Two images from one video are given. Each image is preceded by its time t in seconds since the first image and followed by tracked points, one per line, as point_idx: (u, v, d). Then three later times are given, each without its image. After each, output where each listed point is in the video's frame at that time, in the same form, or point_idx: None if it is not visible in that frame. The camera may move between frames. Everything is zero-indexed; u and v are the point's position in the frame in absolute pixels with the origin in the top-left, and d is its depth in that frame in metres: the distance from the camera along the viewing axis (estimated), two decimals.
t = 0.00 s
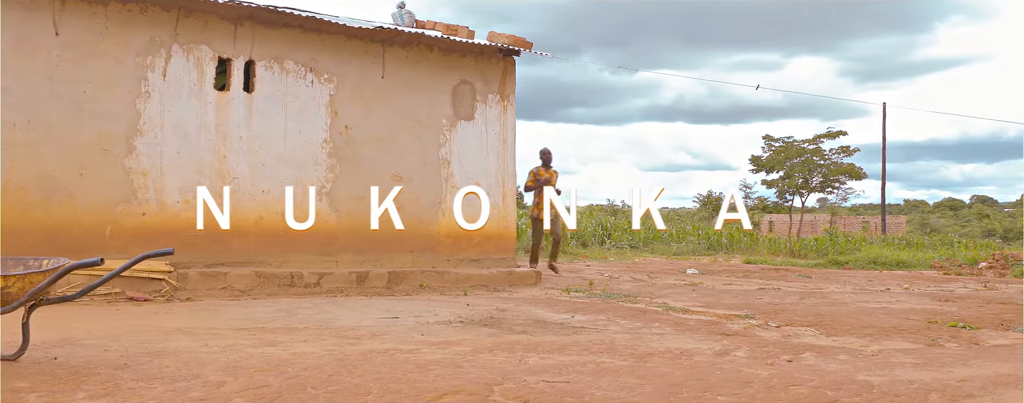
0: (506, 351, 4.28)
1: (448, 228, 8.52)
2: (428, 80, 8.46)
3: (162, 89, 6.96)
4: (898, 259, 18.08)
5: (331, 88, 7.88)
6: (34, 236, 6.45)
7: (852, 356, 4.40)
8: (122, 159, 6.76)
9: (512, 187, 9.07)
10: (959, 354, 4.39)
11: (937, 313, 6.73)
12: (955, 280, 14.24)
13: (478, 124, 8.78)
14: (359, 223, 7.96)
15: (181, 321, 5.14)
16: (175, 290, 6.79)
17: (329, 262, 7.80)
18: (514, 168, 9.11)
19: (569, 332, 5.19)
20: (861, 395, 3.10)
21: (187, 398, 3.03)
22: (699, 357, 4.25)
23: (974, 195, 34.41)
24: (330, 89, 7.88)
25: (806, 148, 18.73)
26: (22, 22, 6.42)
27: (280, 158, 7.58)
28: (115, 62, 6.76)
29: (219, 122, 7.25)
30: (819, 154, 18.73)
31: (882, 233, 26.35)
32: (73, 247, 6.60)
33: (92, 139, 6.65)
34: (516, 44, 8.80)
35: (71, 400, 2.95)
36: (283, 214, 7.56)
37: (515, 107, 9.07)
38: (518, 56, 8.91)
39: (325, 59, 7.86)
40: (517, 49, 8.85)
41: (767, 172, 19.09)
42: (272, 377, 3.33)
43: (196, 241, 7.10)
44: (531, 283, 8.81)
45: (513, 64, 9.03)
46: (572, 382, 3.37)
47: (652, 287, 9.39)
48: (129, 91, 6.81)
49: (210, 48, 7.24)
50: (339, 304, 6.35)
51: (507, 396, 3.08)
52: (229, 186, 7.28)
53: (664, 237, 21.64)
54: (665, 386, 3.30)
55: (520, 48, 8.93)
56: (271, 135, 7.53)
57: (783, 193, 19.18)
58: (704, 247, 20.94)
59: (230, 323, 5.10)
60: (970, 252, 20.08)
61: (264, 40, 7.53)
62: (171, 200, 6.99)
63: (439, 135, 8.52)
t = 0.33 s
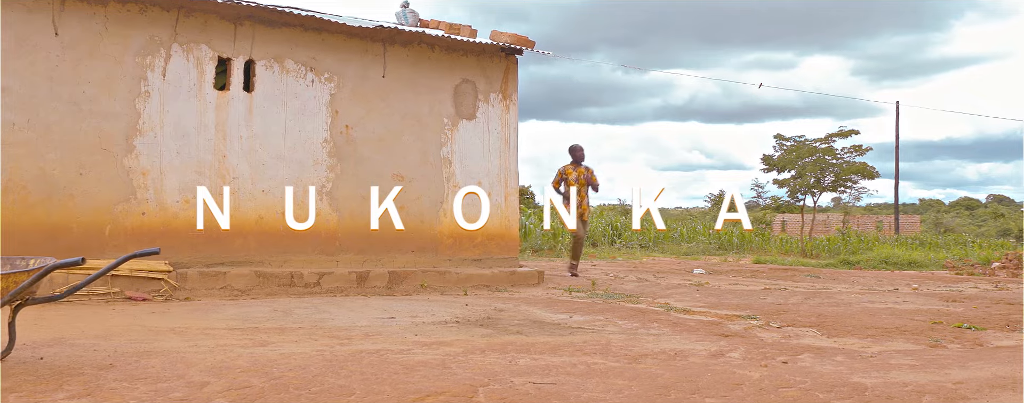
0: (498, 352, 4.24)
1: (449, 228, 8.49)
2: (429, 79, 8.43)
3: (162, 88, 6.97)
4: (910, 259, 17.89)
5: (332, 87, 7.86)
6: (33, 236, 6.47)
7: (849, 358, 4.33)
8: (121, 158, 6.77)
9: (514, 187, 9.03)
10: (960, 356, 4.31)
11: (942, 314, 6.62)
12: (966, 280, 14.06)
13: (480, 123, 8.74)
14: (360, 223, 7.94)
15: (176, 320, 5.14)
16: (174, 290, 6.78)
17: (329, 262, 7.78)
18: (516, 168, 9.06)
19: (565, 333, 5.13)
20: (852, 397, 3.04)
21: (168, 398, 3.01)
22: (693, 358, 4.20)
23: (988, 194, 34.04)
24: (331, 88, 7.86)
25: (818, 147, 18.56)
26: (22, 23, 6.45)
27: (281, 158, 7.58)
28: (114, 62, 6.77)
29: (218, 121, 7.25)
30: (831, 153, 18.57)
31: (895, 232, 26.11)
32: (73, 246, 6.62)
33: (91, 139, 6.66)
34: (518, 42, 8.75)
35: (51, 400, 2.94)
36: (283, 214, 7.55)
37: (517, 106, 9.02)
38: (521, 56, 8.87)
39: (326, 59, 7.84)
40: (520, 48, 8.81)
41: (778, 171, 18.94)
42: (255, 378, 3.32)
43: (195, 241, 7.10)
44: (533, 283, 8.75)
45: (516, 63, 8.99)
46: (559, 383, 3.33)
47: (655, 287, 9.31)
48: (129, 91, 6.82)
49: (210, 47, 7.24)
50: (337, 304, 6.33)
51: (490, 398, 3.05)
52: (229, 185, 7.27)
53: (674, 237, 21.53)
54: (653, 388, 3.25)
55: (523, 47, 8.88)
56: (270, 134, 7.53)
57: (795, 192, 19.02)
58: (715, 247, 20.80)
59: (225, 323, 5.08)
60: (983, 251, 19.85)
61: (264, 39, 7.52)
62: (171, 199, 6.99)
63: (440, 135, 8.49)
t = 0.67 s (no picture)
0: (487, 354, 4.19)
1: (449, 228, 8.44)
2: (429, 79, 8.38)
3: (159, 89, 6.97)
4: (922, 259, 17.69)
5: (331, 88, 7.83)
6: (30, 235, 6.48)
7: (844, 361, 4.26)
8: (118, 159, 6.77)
9: (515, 187, 8.97)
10: (959, 359, 4.22)
11: (947, 316, 6.52)
12: (977, 279, 14.12)
13: (480, 123, 8.69)
14: (360, 223, 7.91)
15: (167, 322, 5.12)
16: (171, 290, 6.76)
17: (328, 263, 7.74)
18: (517, 167, 9.01)
19: (558, 334, 5.06)
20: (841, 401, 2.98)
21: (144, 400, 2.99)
22: (685, 361, 4.14)
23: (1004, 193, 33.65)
24: (329, 88, 7.83)
25: (830, 147, 18.40)
26: (19, 23, 6.45)
27: (279, 158, 7.55)
28: (111, 62, 6.78)
29: (216, 121, 7.24)
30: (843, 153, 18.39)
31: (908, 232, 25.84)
32: (70, 246, 6.62)
33: (88, 139, 6.67)
34: (519, 42, 8.69)
35: None
36: (282, 214, 7.53)
37: (518, 106, 8.97)
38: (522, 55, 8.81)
39: (324, 59, 7.81)
40: (521, 47, 8.75)
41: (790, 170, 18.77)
42: (235, 381, 3.29)
43: (193, 241, 7.09)
44: (535, 283, 8.68)
45: (517, 62, 8.93)
46: (542, 387, 3.28)
47: (658, 288, 9.23)
48: (125, 92, 6.82)
49: (208, 47, 7.23)
50: (333, 305, 6.29)
51: (470, 401, 3.00)
52: (227, 186, 7.26)
53: (685, 237, 21.41)
54: (638, 392, 3.20)
55: (524, 46, 8.82)
56: (268, 135, 7.50)
57: (807, 192, 18.86)
58: (725, 247, 20.67)
59: (216, 324, 5.06)
60: (997, 251, 19.59)
61: (263, 39, 7.50)
62: (168, 199, 6.98)
63: (440, 134, 8.44)
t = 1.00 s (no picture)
0: (473, 355, 4.13)
1: (447, 227, 8.38)
2: (427, 77, 8.31)
3: (154, 87, 6.96)
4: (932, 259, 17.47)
5: (328, 86, 7.78)
6: (24, 234, 6.48)
7: (837, 364, 4.17)
8: (113, 158, 6.77)
9: (515, 186, 8.89)
10: (956, 362, 4.13)
11: (950, 317, 6.39)
12: (985, 279, 13.98)
13: (479, 122, 8.62)
14: (357, 223, 7.85)
15: (155, 322, 5.09)
16: (165, 290, 6.75)
17: (325, 262, 7.69)
18: (517, 166, 8.93)
19: (549, 335, 4.98)
20: None
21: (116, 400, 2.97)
22: (674, 363, 4.06)
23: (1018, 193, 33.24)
24: (327, 87, 7.78)
25: (841, 146, 18.22)
26: (13, 22, 6.46)
27: (275, 157, 7.51)
28: (106, 61, 6.77)
29: (212, 120, 7.21)
30: (854, 152, 18.21)
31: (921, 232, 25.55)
32: (65, 245, 6.62)
33: (83, 138, 6.67)
34: (519, 39, 8.61)
35: None
36: (278, 214, 7.49)
37: (518, 105, 8.89)
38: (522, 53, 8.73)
39: (321, 57, 7.75)
40: (520, 45, 8.67)
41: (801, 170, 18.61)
42: (211, 382, 3.26)
43: (188, 241, 7.07)
44: (534, 283, 8.59)
45: (517, 60, 8.85)
46: (522, 389, 3.23)
47: (659, 288, 9.12)
48: (120, 91, 6.82)
49: (203, 45, 7.20)
50: (326, 304, 6.24)
51: None
52: (223, 185, 7.24)
53: (694, 236, 21.28)
54: (619, 395, 3.14)
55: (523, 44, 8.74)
56: (264, 133, 7.46)
57: (818, 191, 18.74)
58: (735, 246, 20.49)
59: (204, 324, 5.02)
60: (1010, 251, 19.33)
61: (259, 37, 7.46)
62: (163, 198, 6.97)
63: (438, 133, 8.37)
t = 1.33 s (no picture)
0: (454, 357, 4.07)
1: (441, 227, 8.30)
2: (422, 76, 8.21)
3: (145, 87, 6.92)
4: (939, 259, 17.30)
5: (321, 85, 7.70)
6: (13, 233, 6.48)
7: (825, 367, 4.09)
8: (103, 157, 6.75)
9: (511, 186, 8.80)
10: (947, 367, 4.04)
11: (948, 318, 6.28)
12: (987, 279, 13.92)
13: (475, 121, 8.51)
14: (350, 223, 7.80)
15: (139, 323, 5.06)
16: (155, 290, 6.76)
17: (317, 262, 7.65)
18: (514, 166, 8.83)
19: (536, 337, 4.91)
20: None
21: None
22: (659, 365, 3.99)
23: None
24: (319, 86, 7.69)
25: (849, 145, 18.07)
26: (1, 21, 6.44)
27: (267, 156, 7.45)
28: (96, 60, 6.75)
29: (203, 119, 7.17)
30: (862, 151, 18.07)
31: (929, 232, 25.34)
32: (54, 244, 6.61)
33: (72, 137, 6.65)
34: (515, 38, 8.49)
35: None
36: (270, 213, 7.44)
37: (515, 103, 8.77)
38: (519, 51, 8.61)
39: (314, 56, 7.67)
40: (517, 44, 8.55)
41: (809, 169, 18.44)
42: (180, 386, 3.23)
43: (179, 241, 7.04)
44: (530, 284, 8.51)
45: (513, 59, 8.73)
46: (497, 393, 3.18)
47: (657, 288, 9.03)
48: (110, 90, 6.79)
49: (194, 44, 7.16)
50: (316, 305, 6.19)
51: None
52: (214, 184, 7.19)
53: (701, 236, 21.18)
54: (594, 399, 3.08)
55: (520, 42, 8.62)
56: (256, 133, 7.40)
57: (825, 191, 18.59)
58: (741, 246, 20.34)
59: (188, 325, 4.98)
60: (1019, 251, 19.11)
61: (250, 36, 7.39)
62: (154, 198, 6.94)
63: (433, 132, 8.27)
